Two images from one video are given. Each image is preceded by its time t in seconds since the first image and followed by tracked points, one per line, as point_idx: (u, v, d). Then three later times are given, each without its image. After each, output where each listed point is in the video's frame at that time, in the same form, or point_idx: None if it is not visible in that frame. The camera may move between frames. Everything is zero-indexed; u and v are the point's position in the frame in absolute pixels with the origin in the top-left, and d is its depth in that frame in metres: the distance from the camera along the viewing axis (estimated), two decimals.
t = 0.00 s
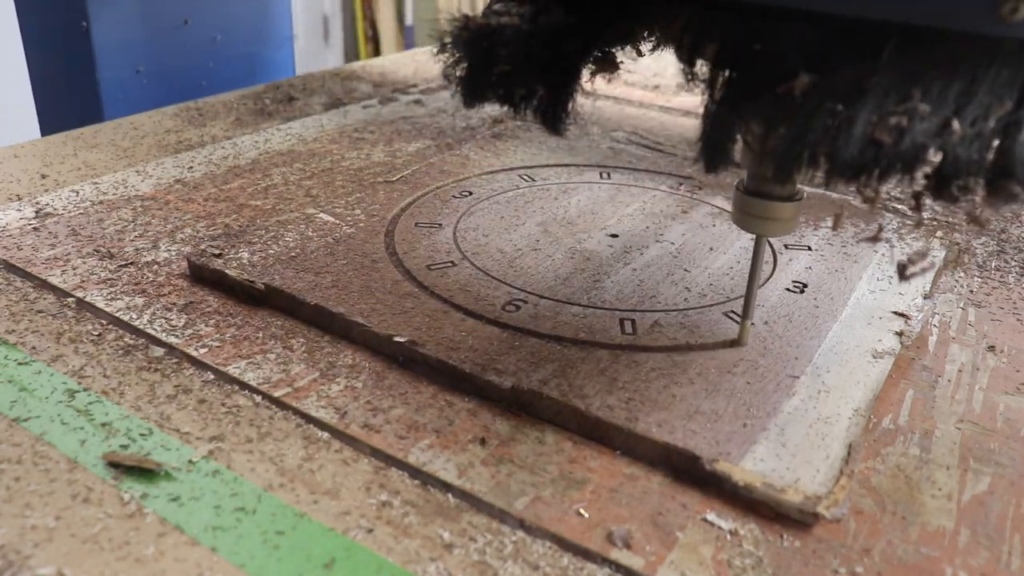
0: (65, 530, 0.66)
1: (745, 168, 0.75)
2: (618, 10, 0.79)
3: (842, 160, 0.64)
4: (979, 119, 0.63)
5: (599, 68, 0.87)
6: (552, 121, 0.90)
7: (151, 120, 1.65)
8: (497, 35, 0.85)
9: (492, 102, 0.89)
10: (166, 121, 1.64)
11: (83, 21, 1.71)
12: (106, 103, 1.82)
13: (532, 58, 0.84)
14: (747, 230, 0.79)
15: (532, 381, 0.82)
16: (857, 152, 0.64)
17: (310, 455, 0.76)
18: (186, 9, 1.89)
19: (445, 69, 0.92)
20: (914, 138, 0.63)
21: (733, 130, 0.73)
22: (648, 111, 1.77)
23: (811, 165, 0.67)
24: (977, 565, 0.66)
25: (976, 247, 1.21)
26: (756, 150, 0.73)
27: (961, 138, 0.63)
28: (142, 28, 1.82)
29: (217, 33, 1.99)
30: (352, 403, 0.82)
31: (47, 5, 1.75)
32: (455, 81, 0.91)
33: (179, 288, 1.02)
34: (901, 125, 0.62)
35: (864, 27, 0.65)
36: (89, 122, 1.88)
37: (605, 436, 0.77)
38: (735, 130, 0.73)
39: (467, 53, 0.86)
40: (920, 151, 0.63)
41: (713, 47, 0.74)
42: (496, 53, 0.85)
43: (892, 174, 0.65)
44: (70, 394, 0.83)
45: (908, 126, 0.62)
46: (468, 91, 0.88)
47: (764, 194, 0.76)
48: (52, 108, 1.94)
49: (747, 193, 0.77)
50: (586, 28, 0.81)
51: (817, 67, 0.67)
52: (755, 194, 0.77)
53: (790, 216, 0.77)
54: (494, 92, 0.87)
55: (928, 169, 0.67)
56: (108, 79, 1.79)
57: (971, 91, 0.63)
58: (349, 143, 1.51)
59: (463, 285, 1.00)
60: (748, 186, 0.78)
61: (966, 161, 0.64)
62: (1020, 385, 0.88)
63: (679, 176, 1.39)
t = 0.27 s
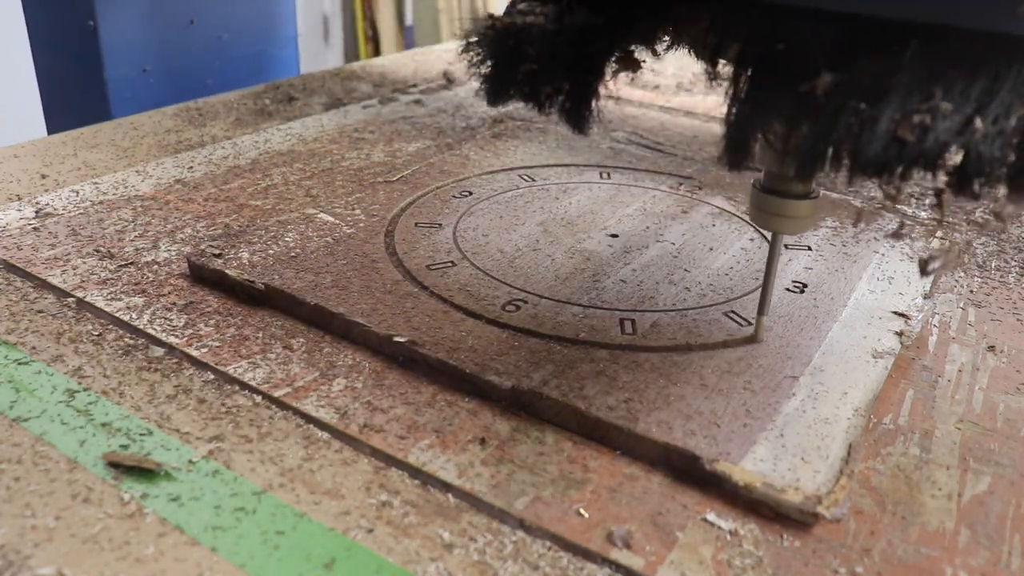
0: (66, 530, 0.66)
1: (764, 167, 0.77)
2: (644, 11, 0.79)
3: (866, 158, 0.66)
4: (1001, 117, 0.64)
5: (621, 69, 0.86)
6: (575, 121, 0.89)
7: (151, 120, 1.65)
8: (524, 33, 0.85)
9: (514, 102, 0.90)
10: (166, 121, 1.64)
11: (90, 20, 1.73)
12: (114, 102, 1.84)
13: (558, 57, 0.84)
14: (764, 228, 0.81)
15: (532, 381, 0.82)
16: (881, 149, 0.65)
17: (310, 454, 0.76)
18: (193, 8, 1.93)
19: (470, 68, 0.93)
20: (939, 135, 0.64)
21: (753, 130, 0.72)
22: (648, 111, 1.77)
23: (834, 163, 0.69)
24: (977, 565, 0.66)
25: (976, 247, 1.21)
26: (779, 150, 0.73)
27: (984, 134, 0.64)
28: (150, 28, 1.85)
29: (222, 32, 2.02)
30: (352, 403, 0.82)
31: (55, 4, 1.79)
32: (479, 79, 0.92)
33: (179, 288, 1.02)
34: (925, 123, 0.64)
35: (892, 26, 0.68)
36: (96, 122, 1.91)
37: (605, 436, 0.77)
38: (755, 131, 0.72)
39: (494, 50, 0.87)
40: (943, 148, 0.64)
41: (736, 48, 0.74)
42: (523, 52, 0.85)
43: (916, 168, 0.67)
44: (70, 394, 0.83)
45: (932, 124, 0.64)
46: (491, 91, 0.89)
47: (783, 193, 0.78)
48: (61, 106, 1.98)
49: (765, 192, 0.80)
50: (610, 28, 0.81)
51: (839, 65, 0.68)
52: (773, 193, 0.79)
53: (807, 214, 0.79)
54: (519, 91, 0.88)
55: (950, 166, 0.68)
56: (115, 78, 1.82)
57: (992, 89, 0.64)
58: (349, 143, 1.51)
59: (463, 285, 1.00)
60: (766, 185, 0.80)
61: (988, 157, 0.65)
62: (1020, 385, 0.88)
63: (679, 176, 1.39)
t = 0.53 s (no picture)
0: (66, 530, 0.66)
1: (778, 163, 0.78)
2: (664, 11, 0.82)
3: (888, 154, 0.68)
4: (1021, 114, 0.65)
5: (642, 67, 0.90)
6: (597, 117, 0.93)
7: (151, 120, 1.65)
8: (548, 32, 0.88)
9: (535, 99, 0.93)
10: (166, 121, 1.64)
11: (97, 20, 1.76)
12: (121, 101, 1.88)
13: (582, 55, 0.87)
14: (778, 224, 0.82)
15: (532, 381, 0.82)
16: (901, 146, 0.67)
17: (310, 455, 0.76)
18: (198, 8, 1.97)
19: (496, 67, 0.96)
20: (959, 133, 0.65)
21: (775, 128, 0.75)
22: (649, 111, 1.77)
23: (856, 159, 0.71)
24: (977, 565, 0.66)
25: (976, 247, 1.21)
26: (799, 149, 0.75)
27: (1005, 131, 0.65)
28: (157, 27, 1.89)
29: (228, 32, 2.06)
30: (352, 403, 0.82)
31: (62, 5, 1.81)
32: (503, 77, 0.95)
33: (179, 288, 1.02)
34: (945, 121, 0.65)
35: (910, 27, 0.68)
36: (101, 120, 1.93)
37: (605, 436, 0.77)
38: (777, 129, 0.74)
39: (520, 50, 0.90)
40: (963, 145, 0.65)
41: (755, 49, 0.77)
42: (547, 51, 0.88)
43: (936, 165, 0.68)
44: (70, 394, 0.83)
45: (952, 121, 0.65)
46: (514, 89, 0.93)
47: (796, 189, 0.79)
48: (66, 105, 2.00)
49: (779, 188, 0.80)
50: (631, 28, 0.84)
51: (858, 63, 0.69)
52: (787, 189, 0.79)
53: (821, 211, 0.80)
54: (541, 89, 0.91)
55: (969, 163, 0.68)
56: (122, 78, 1.85)
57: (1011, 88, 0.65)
58: (348, 143, 1.51)
59: (463, 285, 1.00)
60: (779, 182, 0.80)
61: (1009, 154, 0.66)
62: (1020, 385, 0.88)
63: (679, 176, 1.39)
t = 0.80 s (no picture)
0: (65, 530, 0.66)
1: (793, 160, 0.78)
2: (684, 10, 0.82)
3: (906, 152, 0.69)
4: None
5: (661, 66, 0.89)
6: (619, 116, 0.93)
7: (151, 120, 1.65)
8: (570, 31, 0.88)
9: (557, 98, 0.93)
10: (166, 121, 1.64)
11: (105, 18, 1.77)
12: (127, 99, 1.89)
13: (604, 54, 0.87)
14: (792, 222, 0.81)
15: (532, 381, 0.82)
16: (920, 144, 0.68)
17: (310, 455, 0.76)
18: (204, 8, 1.97)
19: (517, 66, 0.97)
20: (977, 131, 0.66)
21: (793, 127, 0.75)
22: (649, 111, 1.77)
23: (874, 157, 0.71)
24: (977, 565, 0.66)
25: (977, 247, 1.21)
26: (817, 146, 0.75)
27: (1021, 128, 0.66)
28: (165, 26, 1.90)
29: (234, 32, 2.07)
30: (352, 403, 0.82)
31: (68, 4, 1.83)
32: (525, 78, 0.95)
33: (179, 288, 1.02)
34: (963, 118, 0.66)
35: (926, 27, 0.69)
36: (108, 118, 1.95)
37: (605, 436, 0.77)
38: (795, 128, 0.75)
39: (540, 48, 0.90)
40: (980, 142, 0.67)
41: (773, 47, 0.77)
42: (569, 49, 0.88)
43: (953, 162, 0.69)
44: (70, 394, 0.83)
45: (970, 119, 0.66)
46: (535, 88, 0.93)
47: (811, 187, 0.79)
48: (75, 104, 2.01)
49: (794, 186, 0.80)
50: (651, 26, 0.84)
51: (876, 62, 0.69)
52: (802, 187, 0.79)
53: (835, 208, 0.80)
54: (563, 88, 0.90)
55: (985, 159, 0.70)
56: (130, 76, 1.87)
57: None
58: (348, 143, 1.51)
59: (463, 285, 1.00)
60: (795, 180, 0.80)
61: None
62: (1020, 385, 0.88)
63: (679, 176, 1.39)
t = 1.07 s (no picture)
0: (65, 530, 0.66)
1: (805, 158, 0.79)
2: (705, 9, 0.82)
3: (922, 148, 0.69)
4: None
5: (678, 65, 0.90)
6: (639, 114, 0.93)
7: (151, 120, 1.65)
8: (591, 30, 0.88)
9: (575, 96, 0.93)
10: (166, 121, 1.64)
11: (112, 16, 1.79)
12: (134, 96, 1.90)
13: (625, 52, 0.86)
14: (805, 218, 0.83)
15: (532, 381, 0.82)
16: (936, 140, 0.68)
17: (310, 455, 0.76)
18: (210, 8, 1.99)
19: (538, 67, 0.98)
20: (991, 126, 0.67)
21: (808, 126, 0.76)
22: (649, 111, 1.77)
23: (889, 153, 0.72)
24: (977, 565, 0.66)
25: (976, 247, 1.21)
26: (833, 143, 0.76)
27: None
28: (172, 24, 1.92)
29: (240, 30, 2.09)
30: (352, 403, 0.82)
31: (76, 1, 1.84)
32: (545, 77, 0.96)
33: (179, 288, 1.02)
34: (978, 116, 0.67)
35: (938, 25, 0.69)
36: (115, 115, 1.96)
37: (605, 436, 0.77)
38: (810, 127, 0.76)
39: (559, 47, 0.91)
40: (993, 136, 0.68)
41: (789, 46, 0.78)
42: (591, 47, 0.88)
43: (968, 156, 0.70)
44: (70, 394, 0.83)
45: (984, 115, 0.67)
46: (554, 87, 0.94)
47: (823, 184, 0.80)
48: (79, 100, 2.02)
49: (806, 183, 0.81)
50: (671, 25, 0.84)
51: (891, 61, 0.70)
52: (814, 184, 0.81)
53: (847, 204, 0.81)
54: (582, 86, 0.91)
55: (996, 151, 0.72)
56: (137, 73, 1.88)
57: None
58: (348, 143, 1.51)
59: (463, 285, 1.00)
60: (807, 177, 0.82)
61: None
62: (1020, 385, 0.88)
63: (679, 176, 1.39)
